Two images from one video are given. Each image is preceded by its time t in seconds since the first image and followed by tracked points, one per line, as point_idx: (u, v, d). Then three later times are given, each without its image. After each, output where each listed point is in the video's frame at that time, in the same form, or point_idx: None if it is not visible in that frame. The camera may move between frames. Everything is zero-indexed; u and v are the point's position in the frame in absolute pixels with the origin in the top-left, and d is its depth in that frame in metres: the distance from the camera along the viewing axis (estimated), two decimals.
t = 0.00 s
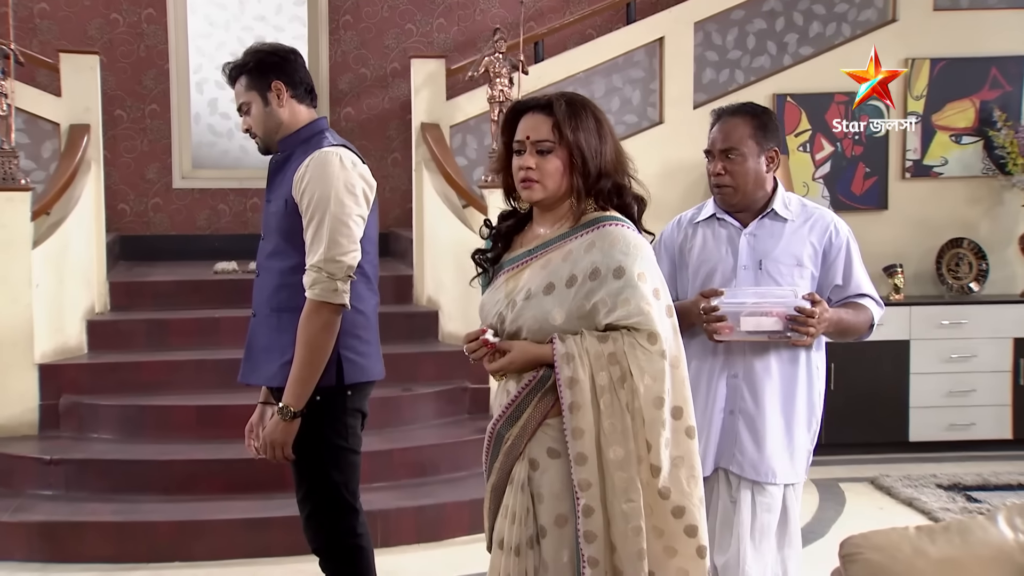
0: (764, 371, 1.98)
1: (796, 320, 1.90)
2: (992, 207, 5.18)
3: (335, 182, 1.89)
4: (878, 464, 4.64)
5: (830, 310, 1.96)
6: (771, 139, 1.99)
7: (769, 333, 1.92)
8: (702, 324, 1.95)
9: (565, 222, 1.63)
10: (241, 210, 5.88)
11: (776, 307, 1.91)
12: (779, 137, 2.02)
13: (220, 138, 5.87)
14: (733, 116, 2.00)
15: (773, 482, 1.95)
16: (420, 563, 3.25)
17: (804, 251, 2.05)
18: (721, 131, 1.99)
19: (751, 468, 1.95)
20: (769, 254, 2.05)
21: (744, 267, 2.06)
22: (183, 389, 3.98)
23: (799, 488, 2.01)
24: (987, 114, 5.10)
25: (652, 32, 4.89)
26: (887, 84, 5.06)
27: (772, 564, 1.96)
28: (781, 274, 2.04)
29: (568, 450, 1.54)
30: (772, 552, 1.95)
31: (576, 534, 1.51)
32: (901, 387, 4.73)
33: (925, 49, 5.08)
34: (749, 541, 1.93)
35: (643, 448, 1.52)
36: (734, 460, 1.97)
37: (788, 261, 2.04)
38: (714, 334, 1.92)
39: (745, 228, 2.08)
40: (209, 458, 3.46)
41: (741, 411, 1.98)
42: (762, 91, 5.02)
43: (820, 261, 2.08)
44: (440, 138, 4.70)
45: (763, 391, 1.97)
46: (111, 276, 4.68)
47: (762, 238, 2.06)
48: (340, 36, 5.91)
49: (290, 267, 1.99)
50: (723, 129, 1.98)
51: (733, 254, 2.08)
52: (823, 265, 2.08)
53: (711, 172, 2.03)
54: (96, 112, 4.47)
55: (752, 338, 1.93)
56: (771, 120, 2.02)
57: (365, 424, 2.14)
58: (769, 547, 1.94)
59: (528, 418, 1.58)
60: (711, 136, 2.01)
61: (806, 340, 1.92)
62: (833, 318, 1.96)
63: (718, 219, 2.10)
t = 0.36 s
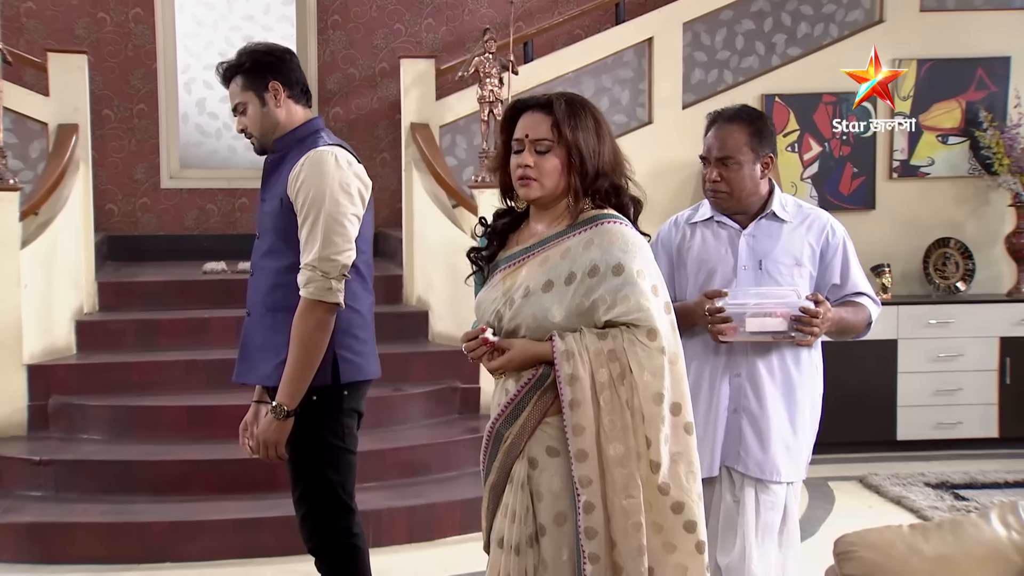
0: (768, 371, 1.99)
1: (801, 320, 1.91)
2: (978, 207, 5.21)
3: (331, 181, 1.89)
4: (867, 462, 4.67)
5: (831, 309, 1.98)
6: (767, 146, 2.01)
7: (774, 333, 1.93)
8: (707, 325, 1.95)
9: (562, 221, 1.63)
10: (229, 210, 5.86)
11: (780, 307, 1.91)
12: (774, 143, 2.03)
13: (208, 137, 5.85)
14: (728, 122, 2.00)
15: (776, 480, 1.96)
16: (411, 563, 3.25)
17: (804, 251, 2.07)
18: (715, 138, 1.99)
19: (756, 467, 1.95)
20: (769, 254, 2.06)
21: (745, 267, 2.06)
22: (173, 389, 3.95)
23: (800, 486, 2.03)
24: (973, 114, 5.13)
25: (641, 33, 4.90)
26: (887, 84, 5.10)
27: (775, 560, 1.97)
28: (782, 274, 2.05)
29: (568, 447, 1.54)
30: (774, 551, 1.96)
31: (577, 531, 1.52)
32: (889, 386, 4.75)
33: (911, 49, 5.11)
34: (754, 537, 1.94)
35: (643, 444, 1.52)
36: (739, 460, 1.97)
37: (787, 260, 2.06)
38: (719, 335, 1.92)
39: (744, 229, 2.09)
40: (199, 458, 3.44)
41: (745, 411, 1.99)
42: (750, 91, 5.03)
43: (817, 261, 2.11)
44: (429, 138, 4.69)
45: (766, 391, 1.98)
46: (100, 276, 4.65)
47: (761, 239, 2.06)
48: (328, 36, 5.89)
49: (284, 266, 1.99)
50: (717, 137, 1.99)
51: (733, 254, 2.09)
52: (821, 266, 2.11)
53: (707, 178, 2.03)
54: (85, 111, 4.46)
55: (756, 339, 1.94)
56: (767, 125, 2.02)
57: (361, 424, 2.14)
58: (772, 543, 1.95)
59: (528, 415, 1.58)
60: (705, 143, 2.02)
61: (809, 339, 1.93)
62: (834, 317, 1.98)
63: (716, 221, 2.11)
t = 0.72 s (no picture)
0: (751, 367, 2.01)
1: (792, 318, 1.92)
2: (972, 207, 5.23)
3: (333, 181, 1.88)
4: (862, 461, 4.68)
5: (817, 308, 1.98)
6: (759, 142, 2.02)
7: (764, 330, 1.92)
8: (698, 322, 1.94)
9: (564, 221, 1.63)
10: (224, 210, 5.85)
11: (770, 305, 1.91)
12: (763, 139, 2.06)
13: (202, 137, 5.84)
14: (725, 120, 1.98)
15: (762, 475, 1.97)
16: (408, 563, 3.25)
17: (785, 251, 2.08)
18: (714, 138, 1.97)
19: (741, 463, 1.95)
20: (752, 253, 2.05)
21: (729, 265, 2.06)
22: (169, 390, 3.94)
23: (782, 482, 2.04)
24: (967, 115, 5.15)
25: (636, 34, 4.90)
26: (888, 84, 5.11)
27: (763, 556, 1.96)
28: (765, 272, 2.04)
29: (569, 447, 1.54)
30: (763, 547, 1.96)
31: (579, 530, 1.52)
32: (884, 385, 4.76)
33: (905, 50, 5.13)
34: (742, 534, 1.93)
35: (644, 444, 1.52)
36: (724, 456, 1.97)
37: (770, 260, 2.06)
38: (710, 332, 1.92)
39: (727, 229, 2.08)
40: (196, 458, 3.43)
41: (730, 407, 1.99)
42: (745, 92, 5.04)
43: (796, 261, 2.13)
44: (425, 138, 4.69)
45: (749, 387, 2.00)
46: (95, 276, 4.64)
47: (744, 238, 2.06)
48: (323, 36, 5.89)
49: (286, 266, 1.98)
50: (720, 137, 1.96)
51: (717, 253, 2.08)
52: (799, 266, 2.14)
53: (709, 178, 2.01)
54: (80, 112, 4.44)
55: (745, 335, 1.94)
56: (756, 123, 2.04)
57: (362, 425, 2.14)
58: (760, 540, 1.95)
59: (530, 414, 1.58)
60: (703, 144, 1.99)
61: (798, 336, 1.94)
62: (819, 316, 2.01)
63: (699, 217, 2.10)
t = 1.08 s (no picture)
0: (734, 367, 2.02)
1: (786, 318, 1.95)
2: (969, 205, 5.24)
3: (334, 182, 1.88)
4: (860, 459, 4.69)
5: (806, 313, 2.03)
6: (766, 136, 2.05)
7: (757, 330, 1.94)
8: (693, 322, 1.93)
9: (563, 221, 1.63)
10: (222, 209, 5.84)
11: (763, 305, 1.94)
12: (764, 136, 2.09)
13: (200, 136, 5.83)
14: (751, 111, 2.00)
15: (745, 472, 1.97)
16: (408, 561, 3.25)
17: (771, 255, 2.11)
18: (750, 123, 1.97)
19: (724, 463, 1.96)
20: (742, 254, 2.06)
21: (718, 265, 2.06)
22: (167, 388, 3.94)
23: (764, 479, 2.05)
24: (963, 113, 5.16)
25: (633, 32, 4.90)
26: (887, 84, 5.12)
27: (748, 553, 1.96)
28: (751, 274, 2.06)
29: (572, 448, 1.54)
30: (749, 544, 1.96)
31: (581, 531, 1.52)
32: (881, 383, 4.77)
33: (902, 48, 5.13)
34: (726, 531, 1.93)
35: (647, 444, 1.53)
36: (706, 455, 1.96)
37: (758, 264, 2.08)
38: (706, 331, 1.91)
39: (720, 227, 2.08)
40: (195, 456, 3.43)
41: (713, 408, 1.99)
42: (743, 90, 5.04)
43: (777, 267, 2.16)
44: (423, 136, 4.68)
45: (732, 387, 2.00)
46: (93, 275, 4.63)
47: (735, 238, 2.07)
48: (321, 34, 5.88)
49: (288, 266, 1.98)
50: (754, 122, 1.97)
51: (708, 251, 2.07)
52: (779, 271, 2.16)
53: (727, 165, 1.99)
54: (77, 110, 4.42)
55: (737, 336, 1.95)
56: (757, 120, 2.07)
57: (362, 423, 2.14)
58: (745, 538, 1.95)
59: (531, 414, 1.58)
60: (736, 126, 1.97)
61: (788, 338, 1.98)
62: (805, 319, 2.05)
63: (693, 212, 2.09)
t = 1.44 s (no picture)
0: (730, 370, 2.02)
1: (789, 324, 1.99)
2: (967, 205, 5.25)
3: (330, 186, 1.88)
4: (858, 458, 4.70)
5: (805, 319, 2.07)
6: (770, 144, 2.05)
7: (762, 335, 1.96)
8: (700, 326, 1.94)
9: (563, 220, 1.63)
10: (220, 208, 5.83)
11: (767, 310, 1.96)
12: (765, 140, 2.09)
13: (198, 135, 5.80)
14: (757, 129, 1.98)
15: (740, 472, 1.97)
16: (407, 560, 3.25)
17: (771, 261, 2.12)
18: (754, 146, 1.96)
19: (718, 464, 1.95)
20: (745, 260, 2.08)
21: (723, 271, 2.06)
22: (166, 387, 3.93)
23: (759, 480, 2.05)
24: (961, 113, 5.17)
25: (632, 32, 4.90)
26: (886, 84, 5.11)
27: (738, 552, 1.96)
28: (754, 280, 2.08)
29: (574, 449, 1.55)
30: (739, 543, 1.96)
31: (585, 532, 1.52)
32: (880, 382, 4.78)
33: (900, 48, 5.14)
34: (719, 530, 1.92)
35: (650, 446, 1.53)
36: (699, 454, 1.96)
37: (759, 271, 2.10)
38: (712, 335, 1.93)
39: (725, 234, 2.08)
40: (195, 455, 3.43)
41: (710, 409, 1.99)
42: (742, 89, 5.04)
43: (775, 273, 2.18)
44: (422, 135, 4.68)
45: (728, 387, 2.01)
46: (91, 275, 4.62)
47: (739, 245, 2.08)
48: (319, 33, 5.88)
49: (286, 267, 1.98)
50: (758, 145, 1.96)
51: (712, 257, 2.07)
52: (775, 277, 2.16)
53: (739, 184, 1.98)
54: (76, 109, 4.41)
55: (741, 341, 1.97)
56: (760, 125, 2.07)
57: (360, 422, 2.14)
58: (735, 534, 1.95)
59: (531, 415, 1.58)
60: (738, 148, 1.95)
61: (790, 343, 2.01)
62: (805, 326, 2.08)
63: (701, 218, 2.08)
